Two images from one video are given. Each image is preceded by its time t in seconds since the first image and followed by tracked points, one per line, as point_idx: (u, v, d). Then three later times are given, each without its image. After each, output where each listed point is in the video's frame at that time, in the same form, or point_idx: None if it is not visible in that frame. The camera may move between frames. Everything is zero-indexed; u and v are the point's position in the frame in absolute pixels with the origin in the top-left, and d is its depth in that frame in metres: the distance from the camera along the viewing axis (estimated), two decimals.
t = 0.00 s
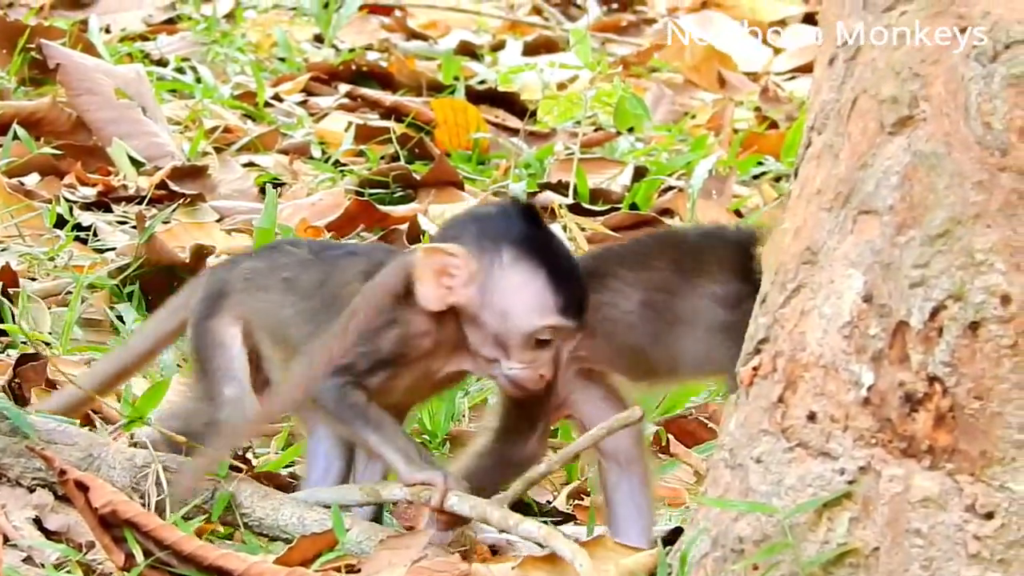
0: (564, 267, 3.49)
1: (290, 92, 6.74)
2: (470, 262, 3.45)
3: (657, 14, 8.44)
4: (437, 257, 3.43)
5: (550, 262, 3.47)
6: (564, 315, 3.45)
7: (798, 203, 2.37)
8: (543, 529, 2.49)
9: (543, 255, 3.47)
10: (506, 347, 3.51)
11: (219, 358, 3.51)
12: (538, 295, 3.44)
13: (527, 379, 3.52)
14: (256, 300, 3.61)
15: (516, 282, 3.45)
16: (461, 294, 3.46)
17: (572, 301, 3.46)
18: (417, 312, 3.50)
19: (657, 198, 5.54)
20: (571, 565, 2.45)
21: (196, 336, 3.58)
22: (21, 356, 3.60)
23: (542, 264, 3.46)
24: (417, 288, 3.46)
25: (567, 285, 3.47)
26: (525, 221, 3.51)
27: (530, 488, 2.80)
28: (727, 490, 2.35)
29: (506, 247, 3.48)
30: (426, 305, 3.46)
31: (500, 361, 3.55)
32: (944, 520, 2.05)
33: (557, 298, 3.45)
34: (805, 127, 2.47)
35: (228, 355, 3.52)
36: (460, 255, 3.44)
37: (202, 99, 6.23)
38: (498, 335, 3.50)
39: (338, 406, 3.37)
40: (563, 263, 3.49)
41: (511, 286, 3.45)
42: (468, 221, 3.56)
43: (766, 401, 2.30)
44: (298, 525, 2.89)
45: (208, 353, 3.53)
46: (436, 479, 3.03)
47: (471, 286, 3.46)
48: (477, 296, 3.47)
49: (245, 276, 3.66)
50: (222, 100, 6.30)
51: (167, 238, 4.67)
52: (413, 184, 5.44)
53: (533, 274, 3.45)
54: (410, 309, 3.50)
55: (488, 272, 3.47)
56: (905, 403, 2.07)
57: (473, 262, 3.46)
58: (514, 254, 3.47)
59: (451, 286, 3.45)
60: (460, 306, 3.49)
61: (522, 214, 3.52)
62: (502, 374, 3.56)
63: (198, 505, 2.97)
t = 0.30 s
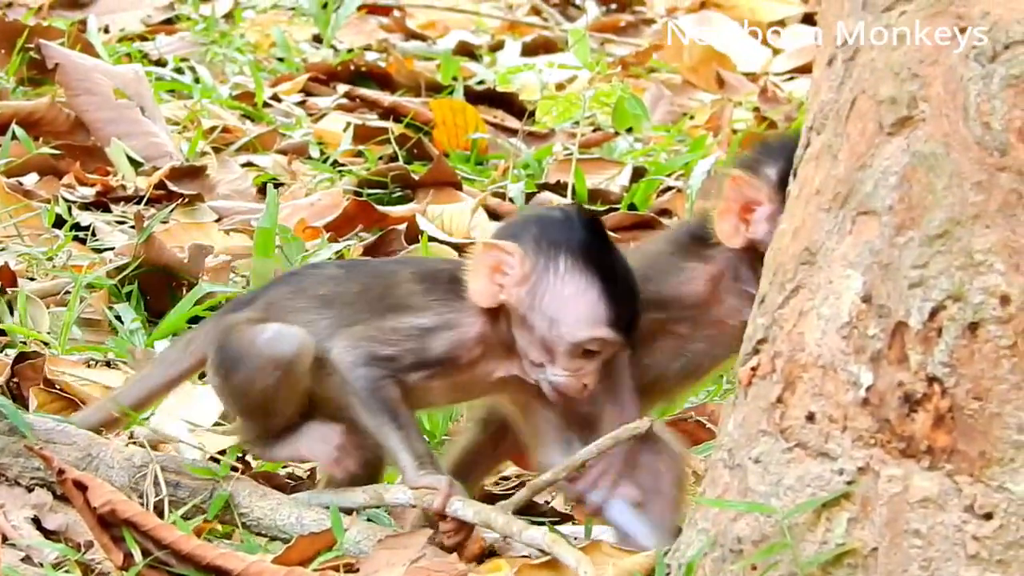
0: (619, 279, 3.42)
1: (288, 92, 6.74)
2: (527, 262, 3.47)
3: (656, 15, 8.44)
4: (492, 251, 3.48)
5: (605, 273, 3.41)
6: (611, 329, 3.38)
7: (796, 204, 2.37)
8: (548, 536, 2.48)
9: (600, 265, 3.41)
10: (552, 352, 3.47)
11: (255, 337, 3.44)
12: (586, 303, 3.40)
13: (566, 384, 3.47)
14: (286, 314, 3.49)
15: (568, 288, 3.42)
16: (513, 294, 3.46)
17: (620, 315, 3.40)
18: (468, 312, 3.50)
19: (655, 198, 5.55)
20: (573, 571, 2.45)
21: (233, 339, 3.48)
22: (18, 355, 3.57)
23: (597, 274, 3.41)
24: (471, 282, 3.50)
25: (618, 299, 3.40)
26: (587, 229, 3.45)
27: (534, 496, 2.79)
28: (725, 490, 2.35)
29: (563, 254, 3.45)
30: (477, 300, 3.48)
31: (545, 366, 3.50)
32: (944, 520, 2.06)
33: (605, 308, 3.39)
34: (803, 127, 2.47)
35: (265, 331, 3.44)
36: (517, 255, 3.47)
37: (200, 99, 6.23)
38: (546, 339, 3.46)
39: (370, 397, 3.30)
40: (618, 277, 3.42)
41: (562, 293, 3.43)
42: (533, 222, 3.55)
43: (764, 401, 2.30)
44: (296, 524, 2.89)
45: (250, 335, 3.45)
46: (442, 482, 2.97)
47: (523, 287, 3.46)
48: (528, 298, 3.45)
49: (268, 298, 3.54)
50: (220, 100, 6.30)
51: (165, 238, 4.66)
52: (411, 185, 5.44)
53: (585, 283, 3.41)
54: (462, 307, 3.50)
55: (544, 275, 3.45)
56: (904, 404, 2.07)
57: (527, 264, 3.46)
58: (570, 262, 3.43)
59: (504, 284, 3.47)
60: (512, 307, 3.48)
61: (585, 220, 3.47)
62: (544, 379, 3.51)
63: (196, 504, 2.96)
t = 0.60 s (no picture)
0: (640, 299, 3.35)
1: (293, 89, 6.74)
2: (553, 286, 3.35)
3: (661, 11, 8.43)
4: (516, 275, 3.36)
5: (626, 293, 3.34)
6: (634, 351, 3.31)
7: (802, 199, 2.37)
8: (554, 536, 2.48)
9: (626, 288, 3.34)
10: (573, 373, 3.35)
11: (267, 358, 3.31)
12: (610, 325, 3.30)
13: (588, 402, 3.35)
14: (287, 333, 3.41)
15: (591, 311, 3.32)
16: (538, 316, 3.34)
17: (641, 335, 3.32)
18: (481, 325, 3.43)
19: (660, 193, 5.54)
20: (580, 570, 2.44)
21: (243, 363, 3.38)
22: (23, 351, 3.58)
23: (620, 295, 3.33)
24: (494, 304, 3.38)
25: (640, 319, 3.33)
26: (604, 246, 3.39)
27: (540, 495, 2.77)
28: (731, 485, 2.35)
29: (588, 277, 3.35)
30: (500, 322, 3.36)
31: (563, 385, 3.38)
32: (950, 515, 2.05)
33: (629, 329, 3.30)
34: (809, 122, 2.47)
35: (276, 352, 3.31)
36: (542, 278, 3.35)
37: (205, 95, 6.23)
38: (566, 361, 3.35)
39: (383, 402, 3.27)
40: (639, 296, 3.36)
41: (585, 316, 3.32)
42: (549, 242, 3.44)
43: (770, 396, 2.30)
44: (302, 520, 2.89)
45: (262, 354, 3.34)
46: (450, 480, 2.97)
47: (548, 310, 3.34)
48: (551, 320, 3.34)
49: (270, 321, 3.45)
50: (225, 96, 6.30)
51: (170, 234, 4.66)
52: (416, 180, 5.44)
53: (609, 305, 3.32)
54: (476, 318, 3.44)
55: (567, 299, 3.34)
56: (910, 398, 2.07)
57: (550, 287, 3.35)
58: (596, 284, 3.34)
59: (528, 307, 3.35)
60: (536, 329, 3.37)
61: (601, 236, 3.40)
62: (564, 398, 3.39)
63: (202, 499, 2.96)
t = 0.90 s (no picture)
0: (619, 274, 3.32)
1: (298, 86, 6.73)
2: (527, 263, 3.34)
3: (666, 8, 8.42)
4: (491, 252, 3.34)
5: (604, 268, 3.32)
6: (613, 327, 3.31)
7: (807, 196, 2.36)
8: (559, 533, 2.48)
9: (601, 262, 3.32)
10: (553, 351, 3.37)
11: (271, 369, 3.25)
12: (588, 304, 3.30)
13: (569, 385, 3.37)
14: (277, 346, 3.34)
15: (568, 289, 3.32)
16: (513, 293, 3.34)
17: (620, 312, 3.30)
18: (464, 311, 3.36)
19: (665, 190, 5.55)
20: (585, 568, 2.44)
21: (242, 379, 3.29)
22: (28, 346, 3.57)
23: (597, 270, 3.31)
24: (469, 284, 3.35)
25: (619, 294, 3.31)
26: (580, 223, 3.35)
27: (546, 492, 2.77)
28: (736, 482, 2.34)
29: (563, 253, 3.34)
30: (477, 301, 3.33)
31: (542, 363, 3.40)
32: (955, 512, 2.05)
33: (608, 307, 3.30)
34: (814, 119, 2.46)
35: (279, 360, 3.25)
36: (516, 255, 3.34)
37: (210, 92, 6.23)
38: (545, 339, 3.36)
39: (382, 399, 3.21)
40: (617, 269, 3.32)
41: (561, 293, 3.32)
42: (523, 220, 3.43)
43: (775, 393, 2.29)
44: (306, 517, 2.90)
45: (263, 366, 3.26)
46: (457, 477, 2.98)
47: (523, 287, 3.34)
48: (525, 296, 3.34)
49: (257, 337, 3.38)
50: (230, 93, 6.30)
51: (175, 231, 4.67)
52: (421, 178, 5.44)
53: (585, 282, 3.31)
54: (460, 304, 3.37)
55: (541, 274, 3.34)
56: (915, 395, 2.07)
57: (524, 264, 3.34)
58: (570, 261, 3.33)
59: (504, 285, 3.34)
60: (512, 307, 3.36)
61: (578, 213, 3.36)
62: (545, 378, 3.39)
63: (208, 497, 2.96)
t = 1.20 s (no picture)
0: (680, 333, 3.23)
1: (302, 83, 6.73)
2: (587, 313, 3.27)
3: (669, 4, 8.41)
4: (553, 298, 3.29)
5: (664, 327, 3.23)
6: (669, 384, 3.23)
7: (811, 192, 2.36)
8: (564, 529, 2.48)
9: (663, 321, 3.23)
10: (609, 400, 3.31)
11: (333, 338, 3.39)
12: (646, 360, 3.23)
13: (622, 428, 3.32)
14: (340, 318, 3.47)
15: (625, 344, 3.25)
16: (571, 342, 3.29)
17: (676, 371, 3.22)
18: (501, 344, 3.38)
19: (669, 186, 5.55)
20: (590, 565, 2.43)
21: (299, 342, 3.41)
22: (33, 345, 3.62)
23: (658, 329, 3.23)
24: (528, 324, 3.36)
25: (680, 353, 3.22)
26: (643, 273, 3.26)
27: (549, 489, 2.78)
28: (741, 478, 2.33)
29: (623, 309, 3.25)
30: (533, 343, 3.34)
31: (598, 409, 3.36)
32: (960, 508, 2.05)
33: (666, 365, 3.22)
34: (817, 115, 2.46)
35: (344, 334, 3.40)
36: (578, 303, 3.27)
37: (213, 90, 6.23)
38: (602, 388, 3.31)
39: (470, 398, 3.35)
40: (680, 329, 3.23)
41: (619, 347, 3.25)
42: (589, 264, 3.36)
43: (779, 389, 2.29)
44: (311, 514, 2.90)
45: (326, 334, 3.41)
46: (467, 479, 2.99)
47: (582, 338, 3.28)
48: (583, 347, 3.29)
49: (327, 298, 3.50)
50: (233, 90, 6.30)
51: (179, 228, 4.67)
52: (424, 174, 5.44)
53: (645, 340, 3.23)
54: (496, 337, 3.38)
55: (600, 327, 3.27)
56: (919, 391, 2.06)
57: (583, 315, 3.27)
58: (630, 317, 3.25)
59: (562, 331, 3.29)
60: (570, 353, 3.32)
61: (643, 263, 3.28)
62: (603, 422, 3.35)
63: (213, 495, 2.96)
